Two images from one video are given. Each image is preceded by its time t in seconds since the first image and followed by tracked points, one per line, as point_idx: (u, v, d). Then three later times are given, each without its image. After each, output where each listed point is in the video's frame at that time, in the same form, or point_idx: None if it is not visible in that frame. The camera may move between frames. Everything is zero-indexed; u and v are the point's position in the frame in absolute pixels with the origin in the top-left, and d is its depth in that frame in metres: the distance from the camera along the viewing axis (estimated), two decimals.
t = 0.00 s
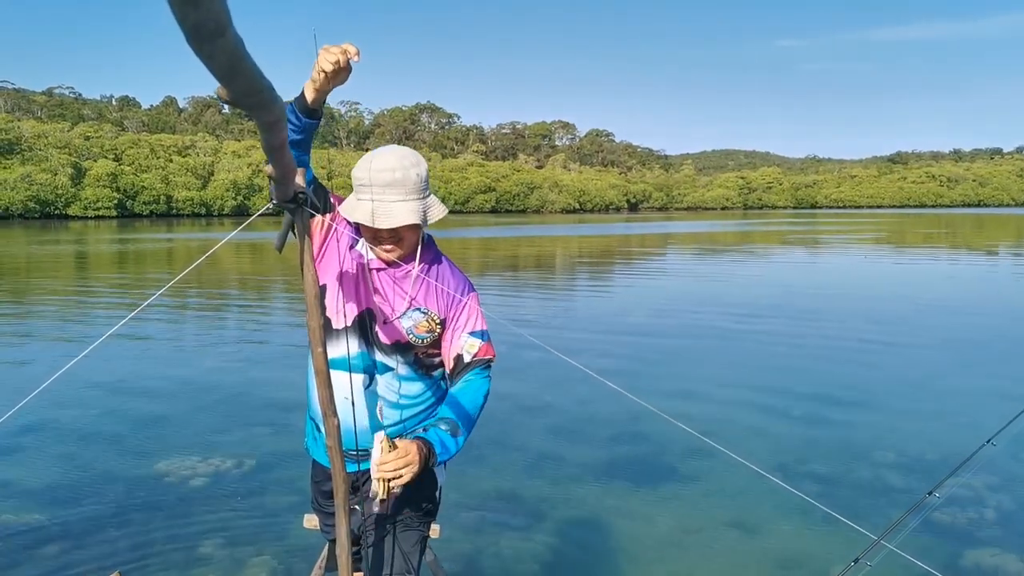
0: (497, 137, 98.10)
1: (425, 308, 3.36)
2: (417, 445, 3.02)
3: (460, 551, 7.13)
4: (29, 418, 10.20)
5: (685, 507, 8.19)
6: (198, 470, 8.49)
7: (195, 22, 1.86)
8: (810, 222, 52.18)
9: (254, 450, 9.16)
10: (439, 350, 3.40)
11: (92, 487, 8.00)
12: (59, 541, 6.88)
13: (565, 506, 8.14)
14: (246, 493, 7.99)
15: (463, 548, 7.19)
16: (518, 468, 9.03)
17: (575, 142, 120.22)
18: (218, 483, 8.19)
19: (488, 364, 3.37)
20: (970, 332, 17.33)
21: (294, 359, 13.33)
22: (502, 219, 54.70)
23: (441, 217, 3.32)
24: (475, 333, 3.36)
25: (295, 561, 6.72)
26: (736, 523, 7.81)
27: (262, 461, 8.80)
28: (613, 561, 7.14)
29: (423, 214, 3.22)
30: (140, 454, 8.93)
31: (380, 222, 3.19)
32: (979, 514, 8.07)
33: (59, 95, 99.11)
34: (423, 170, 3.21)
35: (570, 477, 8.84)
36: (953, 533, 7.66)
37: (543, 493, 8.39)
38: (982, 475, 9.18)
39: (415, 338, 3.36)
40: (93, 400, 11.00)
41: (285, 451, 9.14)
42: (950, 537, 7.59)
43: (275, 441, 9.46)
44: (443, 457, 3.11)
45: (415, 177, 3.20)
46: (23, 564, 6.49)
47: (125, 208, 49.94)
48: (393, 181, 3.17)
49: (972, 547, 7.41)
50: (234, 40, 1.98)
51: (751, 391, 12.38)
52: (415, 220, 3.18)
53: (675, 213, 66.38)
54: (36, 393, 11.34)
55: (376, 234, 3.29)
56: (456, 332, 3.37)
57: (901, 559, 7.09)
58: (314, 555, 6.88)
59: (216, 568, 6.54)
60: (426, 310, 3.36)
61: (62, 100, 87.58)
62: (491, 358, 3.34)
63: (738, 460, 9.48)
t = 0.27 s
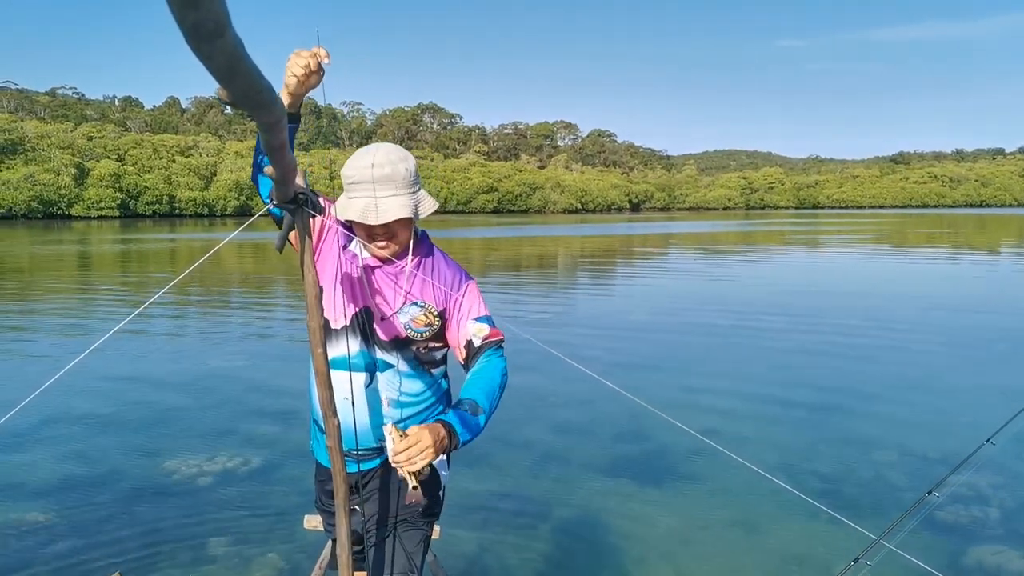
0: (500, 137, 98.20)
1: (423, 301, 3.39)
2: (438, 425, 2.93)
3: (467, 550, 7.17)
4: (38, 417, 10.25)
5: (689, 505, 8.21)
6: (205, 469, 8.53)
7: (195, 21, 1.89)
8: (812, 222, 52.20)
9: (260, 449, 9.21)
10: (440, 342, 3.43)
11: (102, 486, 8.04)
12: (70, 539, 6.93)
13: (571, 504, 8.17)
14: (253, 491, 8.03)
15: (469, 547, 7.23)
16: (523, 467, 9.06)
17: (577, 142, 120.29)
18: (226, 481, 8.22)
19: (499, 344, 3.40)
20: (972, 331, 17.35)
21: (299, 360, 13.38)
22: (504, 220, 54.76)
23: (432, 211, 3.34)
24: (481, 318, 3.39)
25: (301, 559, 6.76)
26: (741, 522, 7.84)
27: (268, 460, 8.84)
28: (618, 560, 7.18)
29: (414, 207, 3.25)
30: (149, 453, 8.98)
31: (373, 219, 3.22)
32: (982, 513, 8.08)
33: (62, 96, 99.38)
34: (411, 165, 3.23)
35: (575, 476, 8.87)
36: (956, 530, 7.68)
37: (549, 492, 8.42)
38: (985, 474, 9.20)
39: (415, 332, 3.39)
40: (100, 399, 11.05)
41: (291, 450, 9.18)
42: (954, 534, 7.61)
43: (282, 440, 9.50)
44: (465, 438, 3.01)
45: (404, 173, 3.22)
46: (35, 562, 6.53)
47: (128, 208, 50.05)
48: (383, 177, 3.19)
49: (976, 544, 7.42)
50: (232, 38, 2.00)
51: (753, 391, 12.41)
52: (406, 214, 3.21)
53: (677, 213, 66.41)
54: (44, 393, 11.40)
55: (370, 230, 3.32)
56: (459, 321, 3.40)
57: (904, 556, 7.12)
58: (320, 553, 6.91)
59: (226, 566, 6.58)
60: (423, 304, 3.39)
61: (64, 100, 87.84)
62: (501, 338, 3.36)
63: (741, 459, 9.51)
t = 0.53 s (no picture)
0: (501, 137, 98.21)
1: (418, 290, 3.40)
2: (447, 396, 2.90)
3: (471, 549, 7.18)
4: (43, 417, 10.27)
5: (693, 503, 8.21)
6: (210, 468, 8.54)
7: (196, 20, 1.89)
8: (814, 222, 52.12)
9: (265, 447, 9.22)
10: (439, 330, 3.43)
11: (108, 484, 8.06)
12: (77, 537, 6.94)
13: (575, 502, 8.17)
14: (259, 489, 8.04)
15: (474, 545, 7.23)
16: (528, 465, 9.06)
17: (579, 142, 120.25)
18: (232, 480, 8.23)
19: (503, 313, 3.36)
20: (975, 331, 17.32)
21: (302, 359, 13.39)
22: (506, 219, 54.75)
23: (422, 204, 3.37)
24: (480, 294, 3.38)
25: (308, 557, 6.78)
26: (745, 520, 7.84)
27: (273, 458, 8.86)
28: (622, 557, 7.18)
29: (405, 199, 3.28)
30: (154, 451, 8.99)
31: (365, 211, 3.24)
32: (985, 512, 8.07)
33: (64, 95, 99.58)
34: (399, 157, 3.26)
35: (579, 474, 8.87)
36: (958, 529, 7.68)
37: (553, 490, 8.42)
38: (987, 472, 9.20)
39: (412, 322, 3.39)
40: (105, 398, 11.07)
41: (296, 448, 9.19)
42: (956, 533, 7.61)
43: (287, 439, 9.51)
44: (476, 405, 2.98)
45: (394, 165, 3.24)
46: (42, 559, 6.54)
47: (130, 208, 50.12)
48: (374, 169, 3.20)
49: (979, 543, 7.42)
50: (233, 37, 2.02)
51: (757, 390, 12.40)
52: (399, 203, 3.23)
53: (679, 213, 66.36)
54: (49, 392, 11.42)
55: (363, 221, 3.34)
56: (457, 302, 3.40)
57: (907, 554, 7.12)
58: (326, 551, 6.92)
59: (232, 563, 6.60)
60: (418, 292, 3.40)
61: (67, 100, 87.98)
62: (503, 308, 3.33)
63: (745, 457, 9.51)
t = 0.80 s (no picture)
0: (504, 137, 98.15)
1: (412, 280, 3.40)
2: (436, 358, 2.95)
3: (475, 547, 7.14)
4: (46, 416, 10.24)
5: (697, 502, 8.17)
6: (214, 466, 8.51)
7: (194, 22, 1.85)
8: (817, 222, 52.01)
9: (269, 445, 9.19)
10: (436, 319, 3.40)
11: (112, 482, 8.03)
12: (82, 535, 6.90)
13: (579, 501, 8.13)
14: (264, 487, 8.00)
15: (478, 543, 7.19)
16: (531, 464, 9.03)
17: (581, 142, 120.17)
18: (236, 479, 8.20)
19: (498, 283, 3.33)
20: (979, 330, 17.26)
21: (305, 358, 13.35)
22: (509, 219, 54.70)
23: (415, 201, 3.40)
24: (475, 269, 3.37)
25: (312, 555, 6.73)
26: (748, 518, 7.80)
27: (278, 456, 8.83)
28: (626, 555, 7.14)
29: (399, 191, 3.28)
30: (158, 450, 8.96)
31: (360, 203, 3.22)
32: (989, 510, 8.02)
33: (67, 95, 99.78)
34: (394, 153, 3.26)
35: (582, 473, 8.83)
36: (962, 526, 7.63)
37: (557, 489, 8.38)
38: (992, 471, 9.13)
39: (410, 312, 3.38)
40: (108, 397, 11.04)
41: (299, 446, 9.15)
42: (960, 531, 7.56)
43: (290, 437, 9.48)
44: (467, 361, 3.01)
45: (388, 159, 3.24)
46: (45, 557, 6.51)
47: (133, 208, 50.15)
48: (369, 162, 3.20)
49: (983, 541, 7.37)
50: (232, 40, 1.98)
51: (760, 390, 12.35)
52: (395, 194, 3.23)
53: (681, 213, 66.27)
54: (52, 391, 11.40)
55: (358, 213, 3.31)
56: (453, 286, 3.39)
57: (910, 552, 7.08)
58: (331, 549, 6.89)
59: (236, 561, 6.56)
60: (413, 282, 3.40)
61: (69, 100, 88.10)
62: (498, 278, 3.31)
63: (749, 456, 9.46)
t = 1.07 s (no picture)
0: (505, 137, 98.22)
1: (405, 274, 3.44)
2: (414, 329, 2.90)
3: (480, 545, 7.15)
4: (51, 415, 10.27)
5: (700, 501, 8.17)
6: (219, 465, 8.53)
7: (195, 22, 1.86)
8: (819, 222, 51.99)
9: (274, 444, 9.21)
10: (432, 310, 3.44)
11: (118, 480, 8.05)
12: (88, 533, 6.91)
13: (582, 499, 8.15)
14: (268, 486, 8.01)
15: (483, 542, 7.21)
16: (535, 462, 9.04)
17: (583, 142, 120.17)
18: (242, 477, 8.21)
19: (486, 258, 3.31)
20: (981, 330, 17.25)
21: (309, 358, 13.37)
22: (510, 219, 54.73)
23: (409, 199, 3.45)
24: (462, 251, 3.42)
25: (317, 554, 6.74)
26: (752, 517, 7.80)
27: (283, 455, 8.84)
28: (630, 553, 7.16)
29: (391, 187, 3.33)
30: (163, 449, 8.98)
31: (354, 200, 3.27)
32: (992, 509, 8.02)
33: (69, 95, 99.98)
34: (386, 151, 3.31)
35: (586, 472, 8.84)
36: (964, 525, 7.63)
37: (561, 487, 8.40)
38: (994, 470, 9.13)
39: (405, 306, 3.41)
40: (113, 396, 11.07)
41: (304, 445, 9.17)
42: (963, 530, 7.56)
43: (295, 436, 9.50)
44: (446, 325, 2.95)
45: (380, 157, 3.29)
46: (53, 554, 6.53)
47: (135, 208, 50.23)
48: (363, 160, 3.25)
49: (985, 540, 7.38)
50: (233, 39, 1.99)
51: (763, 389, 12.35)
52: (386, 189, 3.28)
53: (683, 213, 66.25)
54: (58, 390, 11.42)
55: (352, 211, 3.36)
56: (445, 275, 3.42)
57: (913, 550, 7.09)
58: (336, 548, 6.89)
59: (242, 559, 6.58)
60: (406, 276, 3.44)
61: (72, 100, 88.24)
62: (484, 255, 3.33)
63: (752, 455, 9.46)
